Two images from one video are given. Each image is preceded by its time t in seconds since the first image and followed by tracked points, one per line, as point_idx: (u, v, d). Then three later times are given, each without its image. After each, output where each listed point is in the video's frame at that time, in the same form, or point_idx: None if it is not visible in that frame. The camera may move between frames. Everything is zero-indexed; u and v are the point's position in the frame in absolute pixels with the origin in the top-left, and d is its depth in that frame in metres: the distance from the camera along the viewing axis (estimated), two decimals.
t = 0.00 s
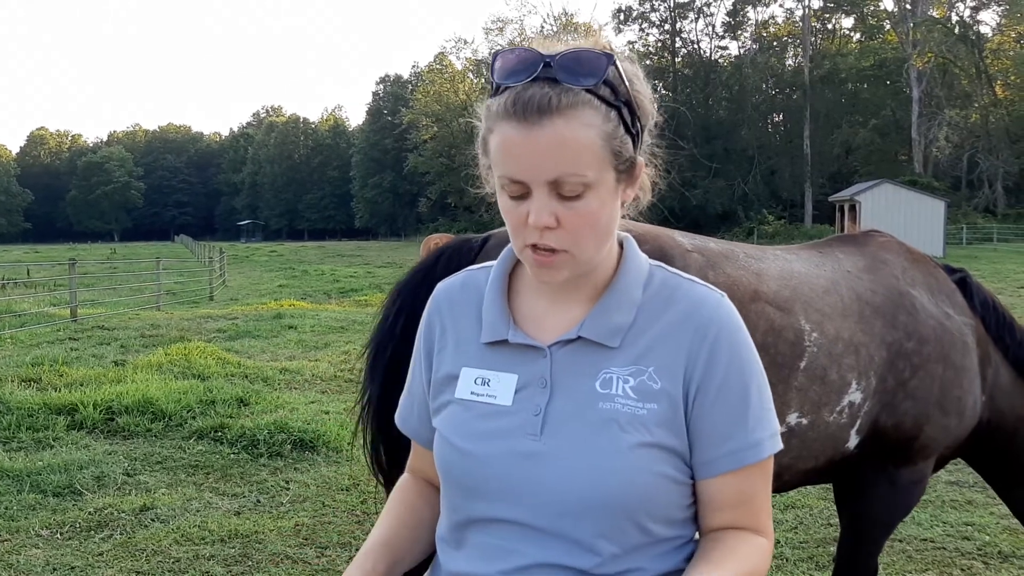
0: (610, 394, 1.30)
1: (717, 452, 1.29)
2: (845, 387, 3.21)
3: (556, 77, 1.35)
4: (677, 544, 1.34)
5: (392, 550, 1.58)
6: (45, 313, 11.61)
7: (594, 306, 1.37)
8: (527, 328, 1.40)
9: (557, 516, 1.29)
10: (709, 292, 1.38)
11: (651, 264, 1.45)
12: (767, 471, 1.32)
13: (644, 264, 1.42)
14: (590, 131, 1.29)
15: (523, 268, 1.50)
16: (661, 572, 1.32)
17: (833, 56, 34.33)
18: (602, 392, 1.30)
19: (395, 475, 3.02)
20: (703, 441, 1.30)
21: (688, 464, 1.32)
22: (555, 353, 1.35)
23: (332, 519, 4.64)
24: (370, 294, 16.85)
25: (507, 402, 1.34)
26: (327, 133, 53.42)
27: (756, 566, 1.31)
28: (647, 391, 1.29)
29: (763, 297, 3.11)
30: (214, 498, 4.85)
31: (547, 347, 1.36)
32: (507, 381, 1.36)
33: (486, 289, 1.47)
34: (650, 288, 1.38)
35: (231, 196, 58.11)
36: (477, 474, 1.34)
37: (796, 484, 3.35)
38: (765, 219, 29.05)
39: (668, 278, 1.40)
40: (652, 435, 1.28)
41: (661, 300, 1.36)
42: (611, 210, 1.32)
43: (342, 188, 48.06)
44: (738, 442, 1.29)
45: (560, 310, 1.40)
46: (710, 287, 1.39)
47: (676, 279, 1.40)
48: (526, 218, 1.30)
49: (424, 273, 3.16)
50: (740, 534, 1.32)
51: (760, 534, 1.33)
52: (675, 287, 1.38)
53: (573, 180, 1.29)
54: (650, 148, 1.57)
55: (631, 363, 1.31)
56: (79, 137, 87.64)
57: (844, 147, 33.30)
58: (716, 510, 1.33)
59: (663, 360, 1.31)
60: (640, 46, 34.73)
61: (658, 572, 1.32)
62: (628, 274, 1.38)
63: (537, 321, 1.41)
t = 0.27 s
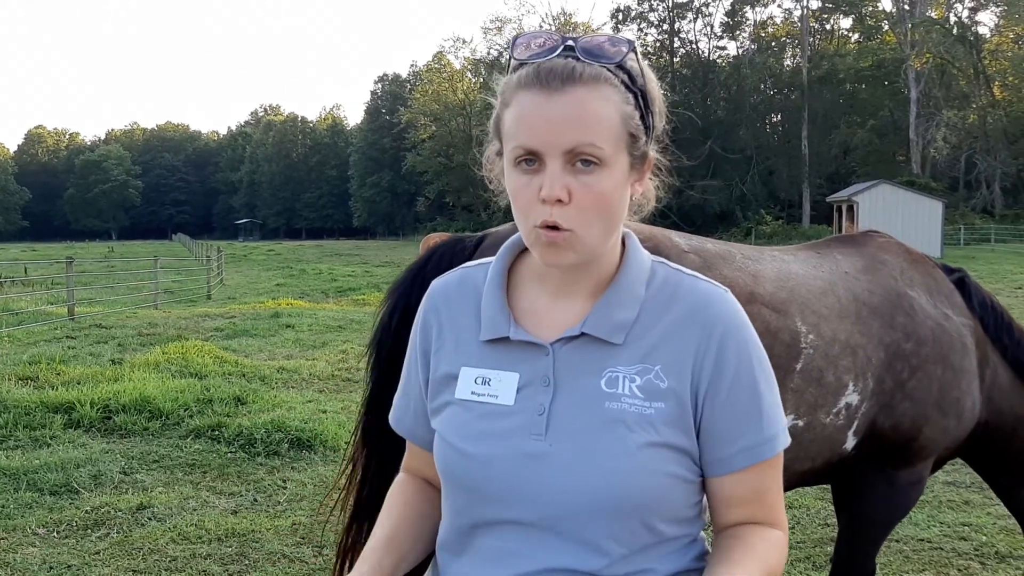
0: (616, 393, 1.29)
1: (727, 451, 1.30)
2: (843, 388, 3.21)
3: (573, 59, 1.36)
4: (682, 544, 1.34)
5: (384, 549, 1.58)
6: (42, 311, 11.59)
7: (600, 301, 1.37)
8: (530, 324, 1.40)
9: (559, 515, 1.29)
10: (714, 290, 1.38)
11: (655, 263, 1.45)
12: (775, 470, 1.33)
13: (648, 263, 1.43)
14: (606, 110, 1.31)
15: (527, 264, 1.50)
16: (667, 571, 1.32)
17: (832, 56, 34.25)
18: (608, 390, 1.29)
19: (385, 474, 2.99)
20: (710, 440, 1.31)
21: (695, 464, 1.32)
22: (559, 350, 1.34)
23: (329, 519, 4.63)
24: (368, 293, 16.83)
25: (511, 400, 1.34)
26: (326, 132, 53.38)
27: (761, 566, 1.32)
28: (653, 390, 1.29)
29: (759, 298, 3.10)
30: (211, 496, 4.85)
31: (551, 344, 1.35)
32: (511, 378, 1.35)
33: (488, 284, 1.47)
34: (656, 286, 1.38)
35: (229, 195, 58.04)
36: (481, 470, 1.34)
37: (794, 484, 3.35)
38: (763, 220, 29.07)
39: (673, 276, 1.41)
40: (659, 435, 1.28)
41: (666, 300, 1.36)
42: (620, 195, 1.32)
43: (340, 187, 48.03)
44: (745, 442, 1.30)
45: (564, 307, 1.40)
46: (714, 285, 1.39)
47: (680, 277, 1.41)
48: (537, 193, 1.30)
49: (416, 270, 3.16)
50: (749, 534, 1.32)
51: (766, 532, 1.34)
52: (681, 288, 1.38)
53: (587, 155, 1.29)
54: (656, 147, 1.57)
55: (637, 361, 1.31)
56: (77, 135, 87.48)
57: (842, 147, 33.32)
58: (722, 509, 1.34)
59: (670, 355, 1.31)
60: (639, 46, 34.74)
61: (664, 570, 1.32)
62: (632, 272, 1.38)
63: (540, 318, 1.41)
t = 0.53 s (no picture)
0: (621, 392, 1.29)
1: (733, 453, 1.31)
2: (841, 387, 3.21)
3: (584, 52, 1.36)
4: (685, 545, 1.34)
5: (379, 550, 1.57)
6: (39, 310, 11.56)
7: (606, 297, 1.37)
8: (534, 321, 1.40)
9: (561, 514, 1.29)
10: (718, 291, 1.38)
11: (659, 262, 1.45)
12: (779, 473, 1.33)
13: (654, 262, 1.42)
14: (616, 102, 1.31)
15: (530, 260, 1.50)
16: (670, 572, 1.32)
17: (829, 56, 34.33)
18: (612, 389, 1.30)
19: (380, 472, 2.99)
20: (714, 442, 1.31)
21: (700, 465, 1.32)
22: (562, 348, 1.34)
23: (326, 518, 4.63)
24: (365, 292, 16.81)
25: (514, 397, 1.34)
26: (323, 131, 53.35)
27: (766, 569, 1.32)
28: (658, 390, 1.30)
29: (757, 297, 3.10)
30: (208, 495, 4.84)
31: (556, 341, 1.35)
32: (513, 377, 1.35)
33: (492, 282, 1.47)
34: (662, 286, 1.38)
35: (226, 194, 57.96)
36: (483, 468, 1.34)
37: (792, 483, 3.35)
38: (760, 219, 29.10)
39: (678, 276, 1.40)
40: (664, 435, 1.28)
41: (671, 299, 1.36)
42: (626, 189, 1.32)
43: (337, 186, 47.98)
44: (751, 444, 1.31)
45: (568, 303, 1.40)
46: (719, 285, 1.39)
47: (686, 277, 1.40)
48: (543, 184, 1.30)
49: (413, 269, 3.15)
50: (753, 537, 1.33)
51: (771, 536, 1.34)
52: (685, 288, 1.38)
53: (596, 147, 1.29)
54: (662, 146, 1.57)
55: (642, 361, 1.31)
56: (74, 133, 87.28)
57: (839, 147, 33.37)
58: (727, 512, 1.34)
59: (674, 354, 1.31)
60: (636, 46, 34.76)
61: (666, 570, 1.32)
62: (636, 271, 1.38)
63: (544, 316, 1.40)
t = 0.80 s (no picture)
0: (617, 392, 1.29)
1: (730, 458, 1.30)
2: (838, 386, 3.21)
3: (587, 46, 1.36)
4: (681, 549, 1.34)
5: (376, 547, 1.58)
6: (36, 309, 11.53)
7: (606, 293, 1.37)
8: (533, 318, 1.40)
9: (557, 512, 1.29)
10: (718, 291, 1.38)
11: (660, 261, 1.45)
12: (778, 478, 1.33)
13: (655, 261, 1.42)
14: (615, 98, 1.31)
15: (531, 256, 1.50)
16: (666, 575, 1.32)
17: (827, 56, 34.35)
18: (609, 389, 1.29)
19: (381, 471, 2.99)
20: (713, 446, 1.31)
21: (697, 469, 1.32)
22: (560, 346, 1.34)
23: (324, 517, 4.63)
24: (363, 292, 16.79)
25: (511, 394, 1.34)
26: (321, 130, 53.29)
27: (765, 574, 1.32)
28: (654, 390, 1.29)
29: (755, 296, 3.11)
30: (205, 495, 4.83)
31: (554, 339, 1.35)
32: (510, 374, 1.35)
33: (492, 279, 1.47)
34: (661, 286, 1.38)
35: (224, 193, 57.87)
36: (480, 466, 1.34)
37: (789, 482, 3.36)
38: (758, 219, 29.11)
39: (678, 276, 1.40)
40: (658, 437, 1.28)
41: (671, 300, 1.36)
42: (626, 185, 1.32)
43: (335, 185, 47.92)
44: (750, 447, 1.30)
45: (567, 301, 1.40)
46: (717, 288, 1.39)
47: (685, 277, 1.41)
48: (541, 178, 1.31)
49: (414, 267, 3.16)
50: (751, 542, 1.33)
51: (770, 539, 1.34)
52: (686, 287, 1.38)
53: (594, 142, 1.30)
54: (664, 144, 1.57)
55: (640, 361, 1.31)
56: (71, 132, 87.09)
57: (837, 146, 33.39)
58: (725, 517, 1.34)
59: (670, 354, 1.31)
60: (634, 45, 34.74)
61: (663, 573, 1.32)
62: (637, 270, 1.38)
63: (543, 312, 1.41)
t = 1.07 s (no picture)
0: (610, 398, 1.29)
1: (728, 467, 1.29)
2: (838, 386, 3.21)
3: (587, 48, 1.36)
4: (675, 560, 1.33)
5: (372, 546, 1.58)
6: (35, 308, 11.52)
7: (604, 298, 1.37)
8: (532, 320, 1.40)
9: (551, 516, 1.28)
10: (718, 295, 1.37)
11: (662, 265, 1.44)
12: (780, 488, 1.32)
13: (657, 264, 1.41)
14: (615, 102, 1.31)
15: (532, 259, 1.51)
16: None
17: (826, 56, 34.42)
18: (603, 394, 1.29)
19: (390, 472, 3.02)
20: (710, 454, 1.30)
21: (694, 477, 1.31)
22: (558, 349, 1.34)
23: (323, 516, 4.63)
24: (362, 291, 16.78)
25: (505, 396, 1.34)
26: (319, 129, 53.28)
27: None
28: (649, 397, 1.28)
29: (754, 296, 3.10)
30: (204, 494, 4.83)
31: (551, 342, 1.35)
32: (507, 374, 1.35)
33: (493, 279, 1.47)
34: (660, 290, 1.37)
35: (223, 192, 57.83)
36: (475, 470, 1.34)
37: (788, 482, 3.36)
38: (756, 218, 29.13)
39: (678, 279, 1.40)
40: (652, 445, 1.27)
41: (670, 303, 1.35)
42: (625, 191, 1.32)
43: (334, 184, 47.90)
44: (747, 457, 1.29)
45: (567, 304, 1.40)
46: (717, 292, 1.38)
47: (685, 280, 1.40)
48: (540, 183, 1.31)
49: (417, 264, 3.15)
50: (751, 553, 1.31)
51: (770, 552, 1.32)
52: (687, 290, 1.37)
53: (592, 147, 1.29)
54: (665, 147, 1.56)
55: (635, 366, 1.30)
56: (69, 131, 86.94)
57: (835, 146, 33.43)
58: (723, 528, 1.33)
59: (670, 356, 1.30)
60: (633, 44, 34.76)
61: None
62: (636, 273, 1.37)
63: (542, 314, 1.40)
